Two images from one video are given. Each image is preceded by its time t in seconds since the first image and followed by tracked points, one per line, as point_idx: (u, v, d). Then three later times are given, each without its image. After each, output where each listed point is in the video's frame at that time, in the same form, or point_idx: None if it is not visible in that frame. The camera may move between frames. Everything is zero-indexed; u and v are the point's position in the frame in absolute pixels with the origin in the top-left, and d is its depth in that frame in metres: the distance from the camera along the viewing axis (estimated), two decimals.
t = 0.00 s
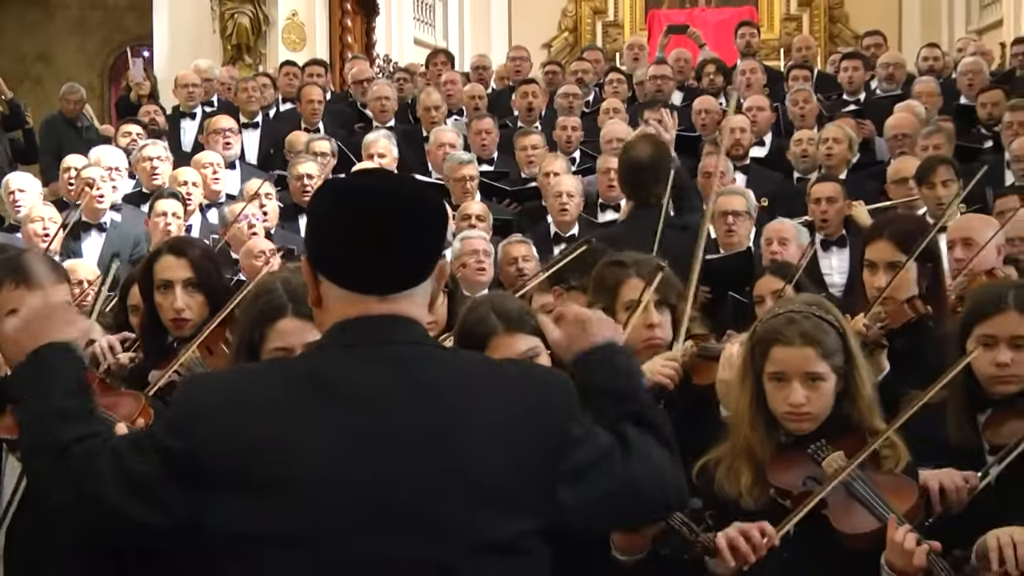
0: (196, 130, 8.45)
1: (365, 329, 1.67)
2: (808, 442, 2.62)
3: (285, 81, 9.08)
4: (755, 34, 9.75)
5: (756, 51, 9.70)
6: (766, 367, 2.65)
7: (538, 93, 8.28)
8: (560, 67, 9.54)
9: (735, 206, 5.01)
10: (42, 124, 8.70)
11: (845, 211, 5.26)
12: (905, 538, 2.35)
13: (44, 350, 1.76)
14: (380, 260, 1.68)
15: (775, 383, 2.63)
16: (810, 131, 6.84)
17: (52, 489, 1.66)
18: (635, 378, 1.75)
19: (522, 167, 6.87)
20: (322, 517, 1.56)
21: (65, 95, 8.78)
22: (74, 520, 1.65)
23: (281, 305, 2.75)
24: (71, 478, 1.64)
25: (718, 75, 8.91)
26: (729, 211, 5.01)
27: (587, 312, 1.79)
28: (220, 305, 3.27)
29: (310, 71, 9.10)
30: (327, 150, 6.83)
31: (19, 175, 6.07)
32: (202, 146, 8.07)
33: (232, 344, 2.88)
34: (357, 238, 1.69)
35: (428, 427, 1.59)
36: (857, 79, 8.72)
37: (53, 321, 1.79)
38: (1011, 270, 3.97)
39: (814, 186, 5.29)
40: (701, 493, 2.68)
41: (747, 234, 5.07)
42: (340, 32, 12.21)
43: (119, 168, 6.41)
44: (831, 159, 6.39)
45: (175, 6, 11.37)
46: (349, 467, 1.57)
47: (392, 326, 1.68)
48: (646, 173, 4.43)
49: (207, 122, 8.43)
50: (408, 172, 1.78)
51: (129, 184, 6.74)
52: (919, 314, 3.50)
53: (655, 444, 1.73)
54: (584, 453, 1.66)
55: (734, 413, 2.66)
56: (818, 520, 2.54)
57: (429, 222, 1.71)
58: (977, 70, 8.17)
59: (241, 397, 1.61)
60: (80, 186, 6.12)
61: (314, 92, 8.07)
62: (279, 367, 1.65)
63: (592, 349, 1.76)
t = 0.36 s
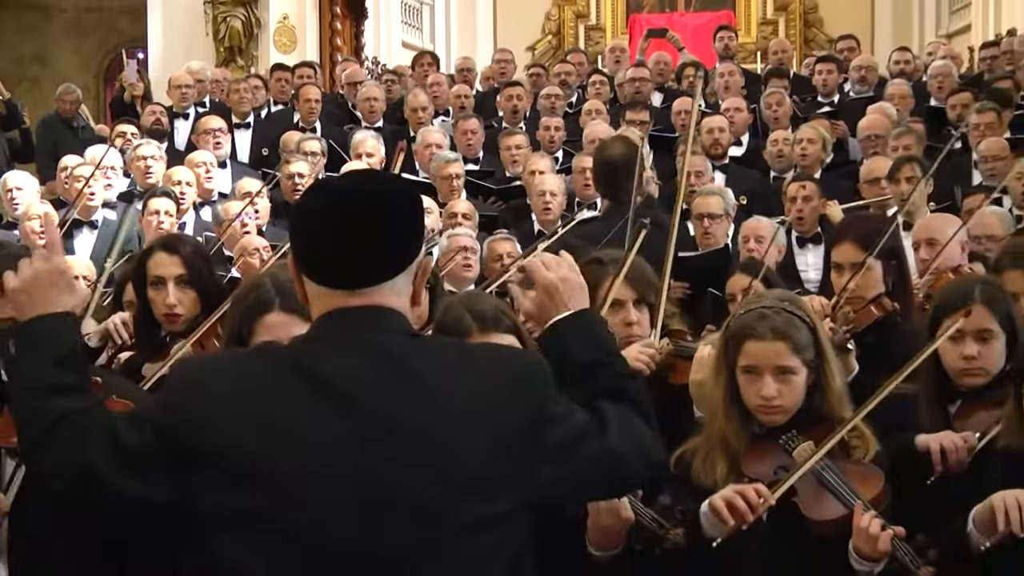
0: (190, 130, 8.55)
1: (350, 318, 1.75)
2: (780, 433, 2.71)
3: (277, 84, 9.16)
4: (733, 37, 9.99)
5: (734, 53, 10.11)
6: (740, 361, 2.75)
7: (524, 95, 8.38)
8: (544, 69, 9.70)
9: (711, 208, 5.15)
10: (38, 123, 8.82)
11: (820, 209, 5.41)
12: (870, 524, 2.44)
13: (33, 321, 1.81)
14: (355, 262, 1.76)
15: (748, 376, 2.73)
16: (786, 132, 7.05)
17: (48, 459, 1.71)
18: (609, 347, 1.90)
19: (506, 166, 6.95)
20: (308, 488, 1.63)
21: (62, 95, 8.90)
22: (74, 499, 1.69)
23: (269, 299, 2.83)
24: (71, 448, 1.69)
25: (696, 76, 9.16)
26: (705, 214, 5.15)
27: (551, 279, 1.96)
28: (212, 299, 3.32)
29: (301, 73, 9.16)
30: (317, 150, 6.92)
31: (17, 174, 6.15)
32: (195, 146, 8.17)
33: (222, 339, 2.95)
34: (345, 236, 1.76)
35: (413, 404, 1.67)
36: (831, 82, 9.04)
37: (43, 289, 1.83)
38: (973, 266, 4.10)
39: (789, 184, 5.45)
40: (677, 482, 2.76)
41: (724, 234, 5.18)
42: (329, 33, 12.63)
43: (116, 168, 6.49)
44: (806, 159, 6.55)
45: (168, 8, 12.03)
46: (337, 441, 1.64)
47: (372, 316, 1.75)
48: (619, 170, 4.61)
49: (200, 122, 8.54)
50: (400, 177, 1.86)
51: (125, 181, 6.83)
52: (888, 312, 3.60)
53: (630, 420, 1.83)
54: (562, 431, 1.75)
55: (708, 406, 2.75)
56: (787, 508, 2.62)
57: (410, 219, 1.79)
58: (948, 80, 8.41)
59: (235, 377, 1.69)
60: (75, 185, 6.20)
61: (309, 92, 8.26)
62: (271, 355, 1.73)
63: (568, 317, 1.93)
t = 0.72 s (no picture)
0: (188, 128, 8.65)
1: (354, 314, 1.81)
2: (759, 425, 2.80)
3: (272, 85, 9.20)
4: (715, 38, 10.22)
5: (716, 55, 10.34)
6: (721, 353, 2.84)
7: (513, 96, 8.48)
8: (531, 71, 9.84)
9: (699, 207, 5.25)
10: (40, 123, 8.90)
11: (798, 205, 5.52)
12: (846, 515, 2.53)
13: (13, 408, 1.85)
14: (364, 260, 1.83)
15: (728, 368, 2.82)
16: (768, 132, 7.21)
17: (64, 500, 1.76)
18: (602, 386, 1.95)
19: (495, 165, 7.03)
20: (306, 485, 1.69)
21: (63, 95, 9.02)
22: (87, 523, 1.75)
23: (264, 295, 2.91)
24: (84, 487, 1.75)
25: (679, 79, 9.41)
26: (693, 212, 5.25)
27: (566, 323, 2.03)
28: (209, 295, 3.36)
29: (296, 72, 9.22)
30: (311, 149, 7.00)
31: (20, 172, 6.22)
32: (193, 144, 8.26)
33: (219, 333, 3.05)
34: (345, 237, 1.84)
35: (406, 400, 1.73)
36: (808, 82, 9.25)
37: (11, 381, 1.87)
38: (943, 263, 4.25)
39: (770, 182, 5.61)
40: (661, 472, 2.87)
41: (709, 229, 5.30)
42: (323, 36, 12.80)
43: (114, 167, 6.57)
44: (785, 158, 6.67)
45: (164, 11, 12.02)
46: (332, 436, 1.70)
47: (374, 313, 1.82)
48: (600, 170, 4.90)
49: (198, 120, 8.63)
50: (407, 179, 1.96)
51: (124, 178, 6.92)
52: (862, 306, 3.75)
53: (625, 447, 1.85)
54: (556, 440, 1.77)
55: (690, 395, 2.85)
56: (765, 496, 2.72)
57: (410, 220, 1.87)
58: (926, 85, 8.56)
59: (239, 385, 1.75)
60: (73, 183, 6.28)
61: (309, 92, 8.30)
62: (275, 354, 1.80)
63: (575, 357, 1.99)
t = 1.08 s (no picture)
0: (186, 128, 8.75)
1: (356, 310, 1.84)
2: (742, 415, 2.89)
3: (269, 85, 9.31)
4: (699, 40, 10.40)
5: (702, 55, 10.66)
6: (705, 345, 2.93)
7: (503, 96, 8.58)
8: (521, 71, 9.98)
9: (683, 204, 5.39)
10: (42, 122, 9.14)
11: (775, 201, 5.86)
12: (824, 501, 2.56)
13: (40, 410, 1.90)
14: (367, 259, 1.86)
15: (712, 360, 2.90)
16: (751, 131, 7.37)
17: (77, 498, 1.80)
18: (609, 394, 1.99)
19: (485, 163, 7.11)
20: (308, 480, 1.71)
21: (64, 95, 9.16)
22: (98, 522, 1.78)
23: (262, 290, 3.00)
24: (95, 484, 1.79)
25: (664, 79, 9.59)
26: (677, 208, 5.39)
27: (569, 343, 2.06)
28: (206, 290, 3.44)
29: (291, 73, 9.34)
30: (306, 147, 7.08)
31: (23, 169, 6.29)
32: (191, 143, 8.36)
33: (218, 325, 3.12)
34: (348, 237, 1.86)
35: (407, 397, 1.75)
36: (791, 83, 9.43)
37: (36, 385, 1.93)
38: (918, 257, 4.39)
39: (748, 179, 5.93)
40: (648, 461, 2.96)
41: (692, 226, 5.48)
42: (318, 38, 12.68)
43: (114, 163, 6.67)
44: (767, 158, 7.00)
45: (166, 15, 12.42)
46: (333, 432, 1.73)
47: (377, 309, 1.84)
48: (587, 168, 5.04)
49: (197, 120, 8.74)
50: (414, 179, 1.96)
51: (124, 175, 7.01)
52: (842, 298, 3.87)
53: (623, 444, 1.88)
54: (554, 433, 1.81)
55: (676, 386, 2.94)
56: (746, 484, 2.82)
57: (413, 220, 1.89)
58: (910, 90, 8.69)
59: (243, 385, 1.77)
60: (74, 180, 6.37)
61: (293, 92, 8.39)
62: (279, 350, 1.83)
63: (573, 375, 2.01)
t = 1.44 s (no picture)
0: (183, 125, 8.85)
1: (364, 302, 1.92)
2: (725, 404, 2.98)
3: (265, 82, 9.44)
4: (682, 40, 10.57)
5: (684, 55, 10.83)
6: (689, 336, 3.01)
7: (492, 92, 8.70)
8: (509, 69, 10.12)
9: (664, 194, 5.69)
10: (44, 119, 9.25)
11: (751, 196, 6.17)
12: (806, 493, 2.71)
13: (79, 391, 1.98)
14: (372, 254, 1.93)
15: (697, 351, 2.99)
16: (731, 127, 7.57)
17: (96, 481, 1.89)
18: (629, 364, 2.03)
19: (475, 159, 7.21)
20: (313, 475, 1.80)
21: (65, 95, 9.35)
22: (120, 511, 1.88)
23: (259, 282, 3.09)
24: (113, 470, 1.88)
25: (648, 78, 9.74)
26: (658, 198, 5.68)
27: (595, 315, 2.07)
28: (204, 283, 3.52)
29: (285, 72, 9.46)
30: (301, 143, 7.17)
31: (25, 165, 6.37)
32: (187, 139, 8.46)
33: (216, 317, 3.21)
34: (352, 232, 1.93)
35: (409, 389, 1.84)
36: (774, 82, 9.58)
37: (80, 366, 2.00)
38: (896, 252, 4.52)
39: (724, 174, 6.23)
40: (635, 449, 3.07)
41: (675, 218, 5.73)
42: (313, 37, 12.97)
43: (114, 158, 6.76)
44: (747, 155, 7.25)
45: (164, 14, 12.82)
46: (336, 428, 1.82)
47: (385, 301, 1.93)
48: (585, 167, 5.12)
49: (193, 117, 8.83)
50: (420, 170, 2.03)
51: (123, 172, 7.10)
52: (825, 287, 3.99)
53: (624, 425, 1.96)
54: (551, 421, 1.90)
55: (660, 377, 3.04)
56: (731, 471, 2.90)
57: (420, 215, 1.96)
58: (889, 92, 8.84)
59: (251, 366, 1.89)
60: (78, 174, 6.45)
61: (287, 94, 8.52)
62: (289, 341, 1.92)
63: (595, 344, 2.04)
